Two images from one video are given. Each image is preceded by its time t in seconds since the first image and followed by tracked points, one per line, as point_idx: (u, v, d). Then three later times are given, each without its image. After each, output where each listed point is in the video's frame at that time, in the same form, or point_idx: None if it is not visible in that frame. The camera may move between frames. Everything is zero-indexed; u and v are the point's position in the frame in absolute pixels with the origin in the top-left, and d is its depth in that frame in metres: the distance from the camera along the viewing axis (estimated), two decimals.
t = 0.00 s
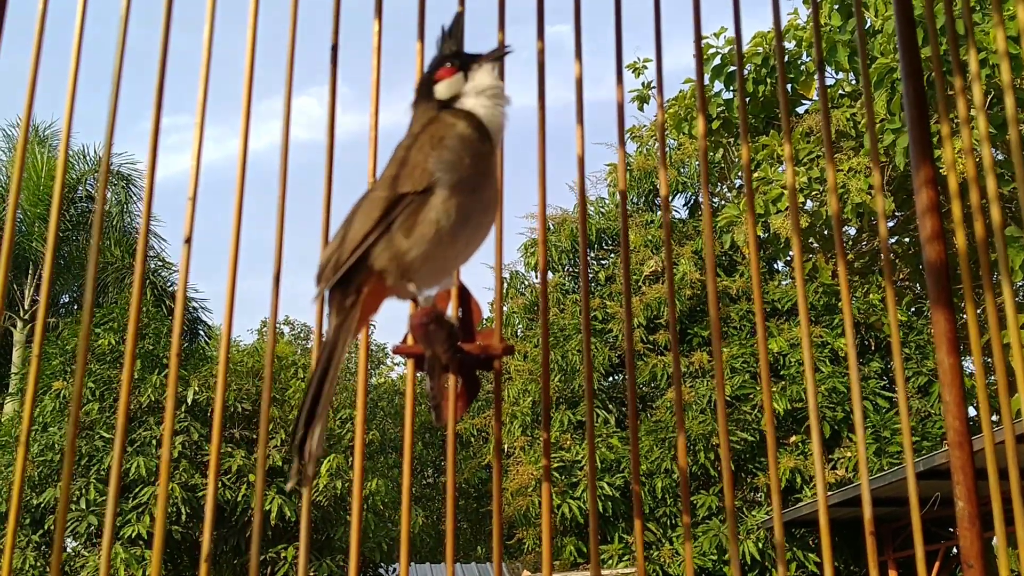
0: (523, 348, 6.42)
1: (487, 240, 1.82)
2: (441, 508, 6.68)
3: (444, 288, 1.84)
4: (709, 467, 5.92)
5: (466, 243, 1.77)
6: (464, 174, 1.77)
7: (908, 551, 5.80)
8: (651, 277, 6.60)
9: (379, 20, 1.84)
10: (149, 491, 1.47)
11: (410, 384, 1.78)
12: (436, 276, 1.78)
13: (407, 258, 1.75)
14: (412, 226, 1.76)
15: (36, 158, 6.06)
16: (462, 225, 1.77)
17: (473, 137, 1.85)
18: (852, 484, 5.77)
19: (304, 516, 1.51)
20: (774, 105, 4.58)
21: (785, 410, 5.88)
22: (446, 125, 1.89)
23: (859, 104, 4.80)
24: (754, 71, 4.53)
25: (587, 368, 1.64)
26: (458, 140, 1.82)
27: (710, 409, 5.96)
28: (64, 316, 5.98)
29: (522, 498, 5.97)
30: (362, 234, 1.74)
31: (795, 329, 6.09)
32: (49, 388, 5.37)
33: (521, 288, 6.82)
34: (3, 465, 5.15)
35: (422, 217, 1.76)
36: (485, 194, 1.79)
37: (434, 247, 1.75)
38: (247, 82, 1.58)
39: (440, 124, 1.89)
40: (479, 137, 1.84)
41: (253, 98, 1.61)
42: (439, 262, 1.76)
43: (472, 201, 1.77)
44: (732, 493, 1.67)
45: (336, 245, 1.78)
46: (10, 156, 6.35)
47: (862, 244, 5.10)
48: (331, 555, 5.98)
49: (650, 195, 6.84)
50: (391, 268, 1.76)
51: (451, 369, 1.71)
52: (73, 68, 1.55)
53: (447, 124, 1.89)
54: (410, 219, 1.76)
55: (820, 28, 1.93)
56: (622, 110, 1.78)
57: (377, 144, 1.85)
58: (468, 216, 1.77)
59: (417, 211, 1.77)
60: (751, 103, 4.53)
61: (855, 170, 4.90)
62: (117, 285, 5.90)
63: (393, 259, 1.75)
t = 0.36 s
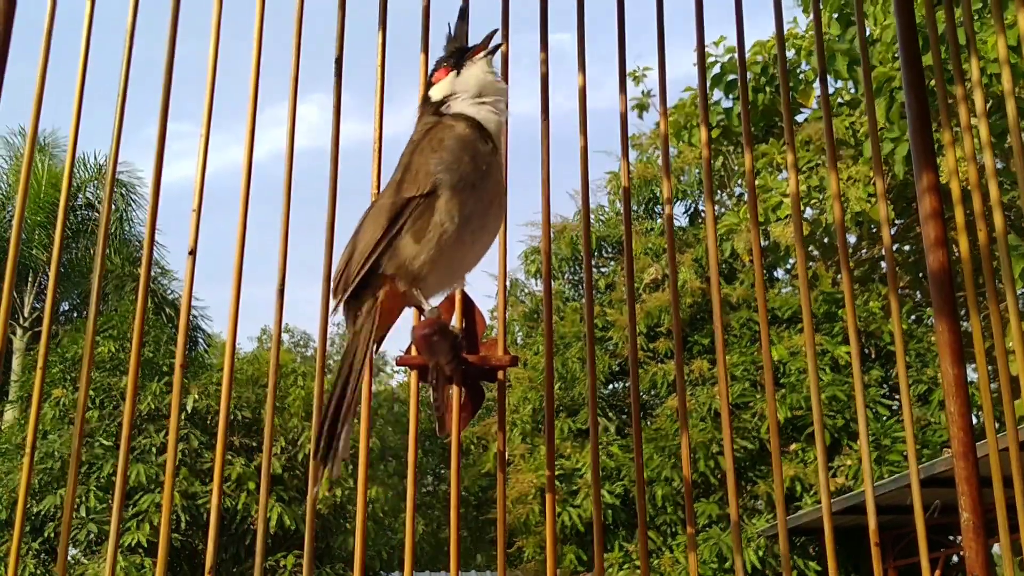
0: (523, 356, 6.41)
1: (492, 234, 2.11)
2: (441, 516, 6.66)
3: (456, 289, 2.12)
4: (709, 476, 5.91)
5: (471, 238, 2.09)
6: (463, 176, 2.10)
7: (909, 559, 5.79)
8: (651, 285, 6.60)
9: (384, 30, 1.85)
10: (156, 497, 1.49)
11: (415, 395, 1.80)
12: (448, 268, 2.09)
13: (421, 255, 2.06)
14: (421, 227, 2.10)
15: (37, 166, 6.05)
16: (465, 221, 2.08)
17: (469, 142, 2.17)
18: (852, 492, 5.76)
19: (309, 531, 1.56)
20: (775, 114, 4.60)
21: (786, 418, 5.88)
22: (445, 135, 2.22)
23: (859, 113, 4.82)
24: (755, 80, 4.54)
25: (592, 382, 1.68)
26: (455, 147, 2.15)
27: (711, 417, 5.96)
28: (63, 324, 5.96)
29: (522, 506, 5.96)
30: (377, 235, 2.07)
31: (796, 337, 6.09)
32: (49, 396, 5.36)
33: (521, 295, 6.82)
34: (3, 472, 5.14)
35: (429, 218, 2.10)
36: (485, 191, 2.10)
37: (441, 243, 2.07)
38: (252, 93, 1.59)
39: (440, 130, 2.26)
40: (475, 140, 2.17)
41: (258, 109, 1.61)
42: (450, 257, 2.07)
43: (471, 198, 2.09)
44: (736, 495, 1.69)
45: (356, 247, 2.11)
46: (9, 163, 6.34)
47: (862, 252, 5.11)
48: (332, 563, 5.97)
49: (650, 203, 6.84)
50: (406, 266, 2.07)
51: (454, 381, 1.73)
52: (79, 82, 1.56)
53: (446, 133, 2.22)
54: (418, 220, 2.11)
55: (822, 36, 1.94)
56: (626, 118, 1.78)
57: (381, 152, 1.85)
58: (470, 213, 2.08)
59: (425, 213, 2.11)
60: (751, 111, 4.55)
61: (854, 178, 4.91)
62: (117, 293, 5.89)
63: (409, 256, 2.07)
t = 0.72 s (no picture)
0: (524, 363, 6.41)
1: (495, 236, 2.12)
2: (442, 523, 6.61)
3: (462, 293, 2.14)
4: (711, 483, 5.91)
5: (474, 241, 2.09)
6: (463, 180, 2.11)
7: (911, 566, 5.78)
8: (652, 292, 6.59)
9: (385, 39, 1.86)
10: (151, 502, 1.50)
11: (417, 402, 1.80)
12: (452, 273, 2.10)
13: (425, 261, 2.08)
14: (424, 233, 2.11)
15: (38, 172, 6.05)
16: (468, 226, 2.09)
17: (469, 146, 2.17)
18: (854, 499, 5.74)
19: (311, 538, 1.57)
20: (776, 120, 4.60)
21: (787, 425, 5.87)
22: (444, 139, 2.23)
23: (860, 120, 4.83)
24: (756, 86, 4.54)
25: (595, 389, 1.68)
26: (455, 151, 2.15)
27: (713, 424, 5.95)
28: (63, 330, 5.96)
29: (523, 513, 5.95)
30: (380, 242, 2.08)
31: (797, 344, 6.08)
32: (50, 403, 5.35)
33: (522, 302, 6.82)
34: (3, 479, 5.13)
35: (431, 224, 2.11)
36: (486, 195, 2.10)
37: (443, 248, 2.08)
38: (253, 102, 1.59)
39: (437, 133, 2.26)
40: (474, 143, 2.17)
41: (260, 117, 1.61)
42: (453, 262, 2.09)
43: (473, 202, 2.10)
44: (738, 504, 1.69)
45: (359, 255, 2.12)
46: (10, 169, 6.33)
47: (862, 259, 5.11)
48: (332, 570, 5.95)
49: (651, 210, 6.84)
50: (409, 272, 2.09)
51: (456, 389, 1.74)
52: (81, 92, 1.56)
53: (445, 137, 2.22)
54: (420, 226, 2.12)
55: (823, 43, 1.94)
56: (627, 125, 1.79)
57: (383, 158, 1.86)
58: (472, 217, 2.09)
59: (426, 219, 2.12)
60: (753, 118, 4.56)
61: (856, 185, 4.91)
62: (118, 300, 5.88)
63: (413, 262, 2.08)
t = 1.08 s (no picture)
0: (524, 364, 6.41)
1: (495, 240, 2.11)
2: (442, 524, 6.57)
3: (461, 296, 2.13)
4: (710, 484, 5.91)
5: (473, 245, 2.09)
6: (463, 184, 2.11)
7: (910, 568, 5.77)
8: (653, 293, 6.59)
9: (386, 39, 1.86)
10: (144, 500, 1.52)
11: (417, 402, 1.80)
12: (452, 276, 2.10)
13: (424, 264, 2.08)
14: (423, 236, 2.10)
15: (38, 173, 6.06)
16: (467, 230, 2.08)
17: (468, 149, 2.17)
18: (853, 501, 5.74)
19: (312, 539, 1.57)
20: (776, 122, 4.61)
21: (787, 426, 5.86)
22: (443, 142, 2.22)
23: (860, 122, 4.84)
24: (756, 88, 4.54)
25: (595, 390, 1.68)
26: (454, 155, 2.15)
27: (713, 425, 5.95)
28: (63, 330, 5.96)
29: (523, 514, 5.95)
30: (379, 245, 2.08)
31: (797, 346, 6.07)
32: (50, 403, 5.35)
33: (522, 303, 6.82)
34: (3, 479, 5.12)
35: (430, 227, 2.11)
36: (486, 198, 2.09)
37: (441, 251, 2.08)
38: (254, 102, 1.59)
39: (437, 135, 2.26)
40: (474, 146, 2.16)
41: (260, 117, 1.62)
42: (452, 265, 2.08)
43: (473, 206, 2.09)
44: (739, 503, 1.70)
45: (358, 257, 2.13)
46: (11, 170, 6.33)
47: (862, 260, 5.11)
48: (332, 572, 5.95)
49: (652, 211, 6.84)
50: (409, 275, 2.08)
51: (456, 389, 1.74)
52: (82, 90, 1.55)
53: (444, 140, 2.22)
54: (419, 229, 2.12)
55: (823, 44, 1.94)
56: (628, 126, 1.79)
57: (384, 158, 1.85)
58: (471, 221, 2.09)
59: (425, 223, 2.12)
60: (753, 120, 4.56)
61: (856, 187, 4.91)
62: (118, 300, 5.89)
63: (412, 265, 2.08)
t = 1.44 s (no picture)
0: (527, 364, 6.41)
1: (490, 242, 2.11)
2: (445, 525, 6.50)
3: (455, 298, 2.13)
4: (714, 485, 5.91)
5: (468, 248, 2.09)
6: (458, 186, 2.11)
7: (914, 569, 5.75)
8: (656, 294, 6.58)
9: (384, 38, 1.86)
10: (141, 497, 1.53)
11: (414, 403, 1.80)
12: (446, 279, 2.10)
13: (419, 266, 2.08)
14: (418, 238, 2.11)
15: (43, 173, 6.08)
16: (462, 233, 2.08)
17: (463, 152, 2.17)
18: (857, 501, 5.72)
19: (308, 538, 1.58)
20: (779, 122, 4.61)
21: (790, 427, 5.85)
22: (440, 145, 2.22)
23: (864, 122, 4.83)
24: (759, 88, 4.54)
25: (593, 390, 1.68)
26: (450, 157, 2.15)
27: (716, 425, 5.94)
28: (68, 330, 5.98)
29: (527, 515, 5.95)
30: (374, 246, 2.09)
31: (800, 346, 6.06)
32: (53, 404, 5.36)
33: (526, 304, 6.82)
34: (8, 480, 5.14)
35: (425, 229, 2.11)
36: (481, 201, 2.09)
37: (437, 254, 2.08)
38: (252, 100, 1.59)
39: (433, 136, 2.26)
40: (470, 148, 2.15)
41: (258, 117, 1.63)
42: (446, 268, 2.09)
43: (468, 208, 2.09)
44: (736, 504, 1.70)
45: (352, 258, 2.13)
46: (15, 171, 6.35)
47: (866, 260, 5.10)
48: (335, 572, 5.95)
49: (655, 211, 6.83)
50: (403, 276, 2.09)
51: (454, 389, 1.74)
52: (80, 86, 1.56)
53: (440, 143, 2.22)
54: (414, 232, 2.12)
55: (822, 46, 1.94)
56: (626, 128, 1.79)
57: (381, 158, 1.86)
58: (466, 223, 2.09)
59: (420, 225, 2.12)
60: (756, 119, 4.57)
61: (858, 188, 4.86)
62: (122, 300, 5.91)
63: (407, 267, 2.09)
